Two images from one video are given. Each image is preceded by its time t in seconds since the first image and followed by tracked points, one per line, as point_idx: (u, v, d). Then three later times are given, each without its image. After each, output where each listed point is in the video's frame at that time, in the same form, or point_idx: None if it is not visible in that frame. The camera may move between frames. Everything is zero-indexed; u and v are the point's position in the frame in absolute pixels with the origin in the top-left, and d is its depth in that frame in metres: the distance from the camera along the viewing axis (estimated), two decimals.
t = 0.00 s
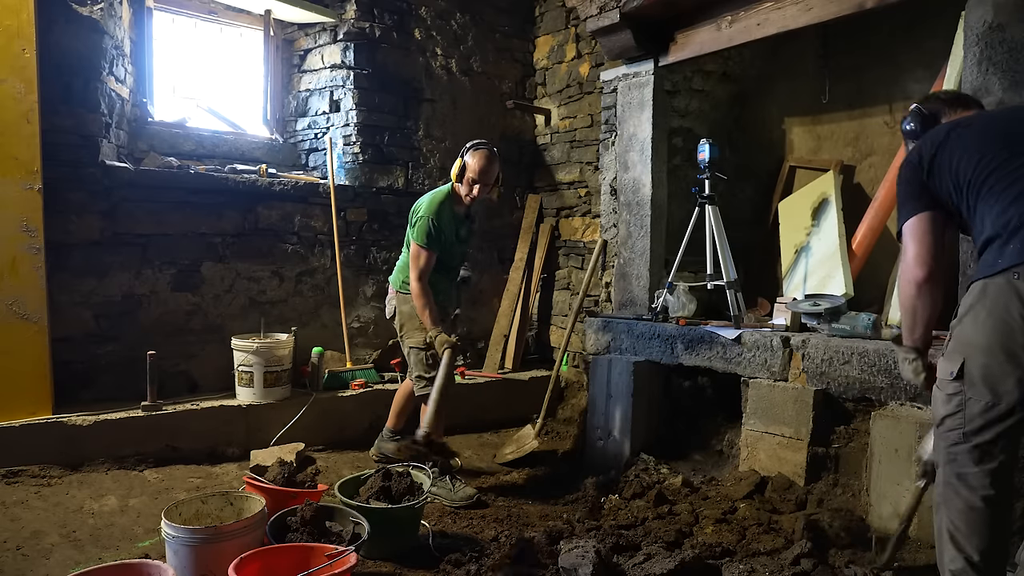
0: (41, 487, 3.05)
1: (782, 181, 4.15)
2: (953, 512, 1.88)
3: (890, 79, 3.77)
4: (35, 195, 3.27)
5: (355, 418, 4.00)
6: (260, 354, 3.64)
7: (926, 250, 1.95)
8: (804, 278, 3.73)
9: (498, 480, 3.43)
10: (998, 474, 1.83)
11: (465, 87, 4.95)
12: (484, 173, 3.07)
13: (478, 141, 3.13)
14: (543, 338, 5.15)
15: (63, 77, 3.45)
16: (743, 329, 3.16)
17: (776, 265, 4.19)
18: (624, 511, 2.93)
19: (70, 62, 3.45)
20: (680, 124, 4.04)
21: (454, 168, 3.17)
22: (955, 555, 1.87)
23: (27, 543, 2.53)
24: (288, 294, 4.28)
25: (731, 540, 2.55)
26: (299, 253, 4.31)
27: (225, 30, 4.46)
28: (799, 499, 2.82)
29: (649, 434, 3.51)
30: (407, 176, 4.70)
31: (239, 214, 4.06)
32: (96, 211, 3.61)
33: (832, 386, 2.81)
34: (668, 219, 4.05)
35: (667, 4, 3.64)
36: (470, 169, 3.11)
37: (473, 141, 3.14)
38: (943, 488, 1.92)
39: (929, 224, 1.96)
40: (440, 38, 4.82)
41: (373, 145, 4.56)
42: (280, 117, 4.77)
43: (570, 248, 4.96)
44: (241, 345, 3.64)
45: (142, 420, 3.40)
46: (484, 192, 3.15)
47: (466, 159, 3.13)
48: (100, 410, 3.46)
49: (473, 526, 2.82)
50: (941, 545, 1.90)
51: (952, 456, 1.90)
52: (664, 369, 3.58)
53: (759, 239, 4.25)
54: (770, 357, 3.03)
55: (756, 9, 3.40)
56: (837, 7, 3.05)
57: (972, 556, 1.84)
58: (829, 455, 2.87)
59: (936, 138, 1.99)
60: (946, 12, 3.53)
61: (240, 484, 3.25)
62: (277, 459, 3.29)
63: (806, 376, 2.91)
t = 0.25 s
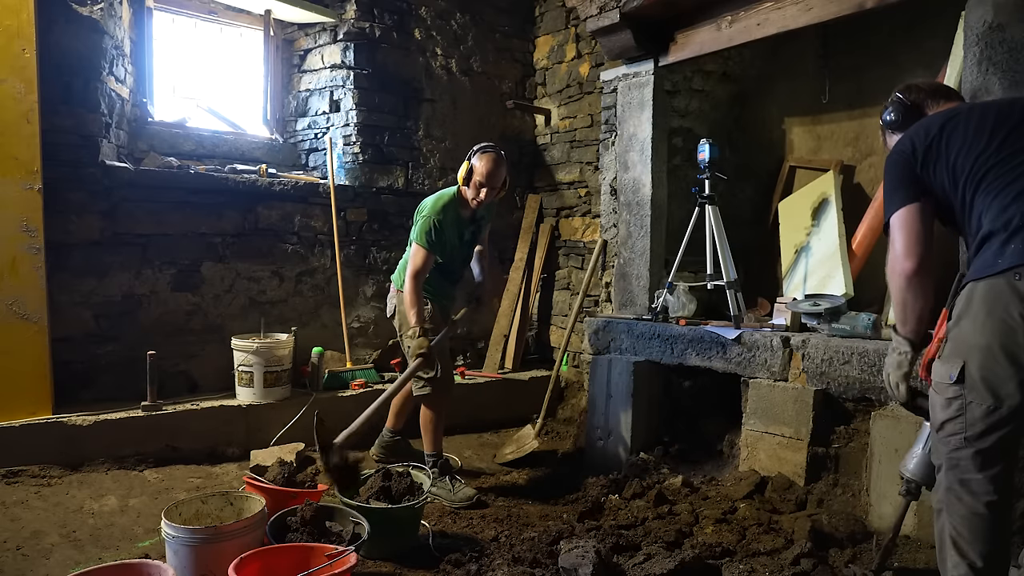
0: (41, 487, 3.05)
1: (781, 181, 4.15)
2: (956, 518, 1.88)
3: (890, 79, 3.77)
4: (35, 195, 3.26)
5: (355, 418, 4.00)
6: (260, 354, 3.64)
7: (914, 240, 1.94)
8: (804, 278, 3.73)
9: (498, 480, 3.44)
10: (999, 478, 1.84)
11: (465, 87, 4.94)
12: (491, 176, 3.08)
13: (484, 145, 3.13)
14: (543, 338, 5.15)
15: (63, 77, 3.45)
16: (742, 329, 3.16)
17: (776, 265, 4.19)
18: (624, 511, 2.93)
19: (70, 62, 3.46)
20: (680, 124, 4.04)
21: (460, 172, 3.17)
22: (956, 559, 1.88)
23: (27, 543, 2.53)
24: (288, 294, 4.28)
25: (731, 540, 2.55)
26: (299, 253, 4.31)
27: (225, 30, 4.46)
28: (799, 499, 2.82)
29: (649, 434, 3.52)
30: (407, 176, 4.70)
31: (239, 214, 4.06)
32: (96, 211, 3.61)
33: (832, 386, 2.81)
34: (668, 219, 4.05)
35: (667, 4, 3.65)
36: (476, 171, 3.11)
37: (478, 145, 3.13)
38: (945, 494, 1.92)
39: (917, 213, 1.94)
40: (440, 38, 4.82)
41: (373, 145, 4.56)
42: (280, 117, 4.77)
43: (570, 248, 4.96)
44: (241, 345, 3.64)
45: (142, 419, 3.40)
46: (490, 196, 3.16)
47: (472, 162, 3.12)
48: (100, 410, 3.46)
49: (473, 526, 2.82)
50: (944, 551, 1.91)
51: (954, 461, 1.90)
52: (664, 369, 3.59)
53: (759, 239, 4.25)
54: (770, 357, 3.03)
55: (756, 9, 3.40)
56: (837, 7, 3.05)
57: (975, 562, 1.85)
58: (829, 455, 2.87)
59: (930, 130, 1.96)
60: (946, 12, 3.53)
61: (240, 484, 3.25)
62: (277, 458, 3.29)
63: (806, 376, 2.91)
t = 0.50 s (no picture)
0: (41, 487, 3.05)
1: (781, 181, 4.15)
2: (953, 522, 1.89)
3: (890, 79, 3.77)
4: (35, 195, 3.26)
5: (355, 418, 4.00)
6: (260, 354, 3.63)
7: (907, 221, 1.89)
8: (805, 279, 3.73)
9: (498, 480, 3.44)
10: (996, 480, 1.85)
11: (465, 87, 4.94)
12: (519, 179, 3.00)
13: (514, 144, 2.97)
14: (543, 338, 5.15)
15: (64, 77, 3.45)
16: (743, 329, 3.17)
17: (776, 265, 4.19)
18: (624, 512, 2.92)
19: (70, 62, 3.46)
20: (680, 124, 4.04)
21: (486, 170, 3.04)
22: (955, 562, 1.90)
23: (27, 543, 2.52)
24: (288, 294, 4.28)
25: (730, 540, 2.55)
26: (299, 253, 4.31)
27: (225, 30, 4.46)
28: (799, 499, 2.82)
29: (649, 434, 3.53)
30: (407, 176, 4.70)
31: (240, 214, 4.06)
32: (96, 211, 3.61)
33: (832, 386, 2.82)
34: (668, 219, 4.05)
35: (667, 4, 3.65)
36: (503, 170, 2.98)
37: (508, 141, 2.97)
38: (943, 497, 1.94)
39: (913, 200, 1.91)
40: (440, 37, 4.82)
41: (373, 145, 4.56)
42: (280, 117, 4.77)
43: (570, 248, 4.96)
44: (241, 345, 3.64)
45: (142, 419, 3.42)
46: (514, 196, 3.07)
47: (500, 160, 2.98)
48: (100, 410, 3.46)
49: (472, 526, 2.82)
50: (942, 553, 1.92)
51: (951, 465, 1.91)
52: (665, 369, 3.60)
53: (759, 239, 4.26)
54: (770, 357, 3.03)
55: (756, 9, 3.41)
56: (837, 7, 3.05)
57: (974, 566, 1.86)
58: (829, 455, 2.87)
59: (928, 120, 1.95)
60: (946, 12, 3.53)
61: (240, 484, 3.25)
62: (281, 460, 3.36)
63: (806, 376, 2.92)
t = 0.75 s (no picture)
0: (41, 487, 3.05)
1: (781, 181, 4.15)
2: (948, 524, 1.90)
3: (890, 79, 3.77)
4: (35, 195, 3.26)
5: (355, 418, 4.00)
6: (260, 354, 3.63)
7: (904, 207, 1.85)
8: (805, 279, 3.73)
9: (498, 480, 3.43)
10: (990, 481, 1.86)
11: (465, 87, 4.94)
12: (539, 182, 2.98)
13: (531, 151, 2.92)
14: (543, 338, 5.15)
15: (63, 77, 3.45)
16: (743, 329, 3.17)
17: (776, 265, 4.19)
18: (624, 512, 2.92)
19: (70, 62, 3.46)
20: (680, 124, 4.04)
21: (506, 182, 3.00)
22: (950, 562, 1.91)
23: (27, 543, 2.53)
24: (288, 294, 4.28)
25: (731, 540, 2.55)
26: (299, 253, 4.31)
27: (225, 30, 4.46)
28: (799, 499, 2.82)
29: (649, 434, 3.53)
30: (407, 176, 4.70)
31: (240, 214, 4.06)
32: (96, 211, 3.62)
33: (832, 386, 2.82)
34: (668, 219, 4.05)
35: (666, 4, 3.65)
36: (521, 178, 2.95)
37: (524, 149, 2.92)
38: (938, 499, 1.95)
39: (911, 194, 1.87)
40: (440, 38, 4.82)
41: (373, 145, 4.56)
42: (279, 117, 4.77)
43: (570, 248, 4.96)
44: (241, 345, 3.64)
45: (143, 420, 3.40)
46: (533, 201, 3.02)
47: (517, 168, 2.94)
48: (100, 410, 3.46)
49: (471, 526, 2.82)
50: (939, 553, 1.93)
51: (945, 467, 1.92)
52: (665, 369, 3.60)
53: (759, 239, 4.26)
54: (770, 357, 3.03)
55: (756, 9, 3.41)
56: (837, 7, 3.05)
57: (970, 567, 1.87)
58: (829, 455, 2.87)
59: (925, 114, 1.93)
60: (946, 12, 3.53)
61: (240, 484, 3.25)
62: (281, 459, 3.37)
63: (806, 376, 2.92)
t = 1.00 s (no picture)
0: (41, 487, 3.05)
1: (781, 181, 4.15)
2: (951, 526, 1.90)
3: (890, 79, 3.77)
4: (35, 195, 3.26)
5: (355, 418, 4.00)
6: (260, 354, 3.63)
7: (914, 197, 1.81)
8: (804, 279, 3.73)
9: (498, 480, 3.43)
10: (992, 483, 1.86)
11: (465, 87, 4.94)
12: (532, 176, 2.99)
13: (526, 147, 2.95)
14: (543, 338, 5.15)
15: (63, 77, 3.45)
16: (743, 329, 3.17)
17: (776, 265, 4.19)
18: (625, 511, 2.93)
19: (70, 62, 3.46)
20: (680, 124, 4.04)
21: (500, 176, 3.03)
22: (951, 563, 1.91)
23: (27, 543, 2.53)
24: (287, 294, 4.28)
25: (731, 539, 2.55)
26: (299, 253, 4.31)
27: (225, 30, 4.45)
28: (799, 499, 2.82)
29: (649, 434, 3.53)
30: (407, 176, 4.70)
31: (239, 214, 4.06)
32: (96, 211, 3.62)
33: (832, 386, 2.82)
34: (668, 219, 4.05)
35: (666, 4, 3.65)
36: (514, 173, 2.98)
37: (520, 144, 2.95)
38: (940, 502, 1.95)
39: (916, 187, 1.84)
40: (440, 37, 4.82)
41: (373, 145, 4.56)
42: (279, 117, 4.77)
43: (570, 248, 4.96)
44: (241, 345, 3.64)
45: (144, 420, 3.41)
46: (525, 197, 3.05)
47: (511, 162, 2.98)
48: (100, 410, 3.46)
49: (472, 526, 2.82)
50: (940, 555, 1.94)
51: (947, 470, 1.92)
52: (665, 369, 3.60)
53: (759, 239, 4.26)
54: (770, 357, 3.03)
55: (756, 9, 3.41)
56: (837, 7, 3.05)
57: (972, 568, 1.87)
58: (829, 455, 2.87)
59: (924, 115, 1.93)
60: (946, 12, 3.53)
61: (240, 484, 3.25)
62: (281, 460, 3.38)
63: (806, 376, 2.92)
